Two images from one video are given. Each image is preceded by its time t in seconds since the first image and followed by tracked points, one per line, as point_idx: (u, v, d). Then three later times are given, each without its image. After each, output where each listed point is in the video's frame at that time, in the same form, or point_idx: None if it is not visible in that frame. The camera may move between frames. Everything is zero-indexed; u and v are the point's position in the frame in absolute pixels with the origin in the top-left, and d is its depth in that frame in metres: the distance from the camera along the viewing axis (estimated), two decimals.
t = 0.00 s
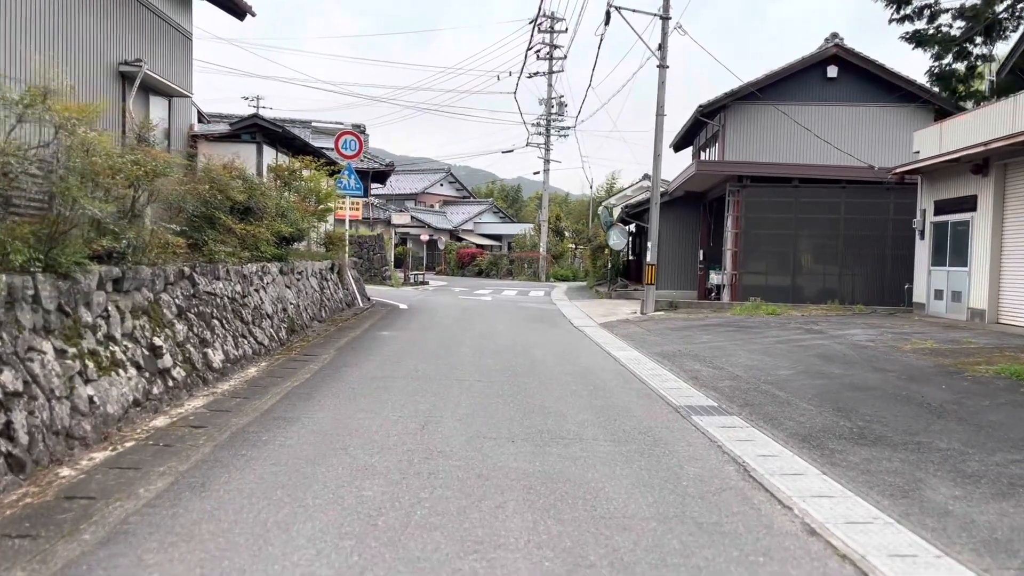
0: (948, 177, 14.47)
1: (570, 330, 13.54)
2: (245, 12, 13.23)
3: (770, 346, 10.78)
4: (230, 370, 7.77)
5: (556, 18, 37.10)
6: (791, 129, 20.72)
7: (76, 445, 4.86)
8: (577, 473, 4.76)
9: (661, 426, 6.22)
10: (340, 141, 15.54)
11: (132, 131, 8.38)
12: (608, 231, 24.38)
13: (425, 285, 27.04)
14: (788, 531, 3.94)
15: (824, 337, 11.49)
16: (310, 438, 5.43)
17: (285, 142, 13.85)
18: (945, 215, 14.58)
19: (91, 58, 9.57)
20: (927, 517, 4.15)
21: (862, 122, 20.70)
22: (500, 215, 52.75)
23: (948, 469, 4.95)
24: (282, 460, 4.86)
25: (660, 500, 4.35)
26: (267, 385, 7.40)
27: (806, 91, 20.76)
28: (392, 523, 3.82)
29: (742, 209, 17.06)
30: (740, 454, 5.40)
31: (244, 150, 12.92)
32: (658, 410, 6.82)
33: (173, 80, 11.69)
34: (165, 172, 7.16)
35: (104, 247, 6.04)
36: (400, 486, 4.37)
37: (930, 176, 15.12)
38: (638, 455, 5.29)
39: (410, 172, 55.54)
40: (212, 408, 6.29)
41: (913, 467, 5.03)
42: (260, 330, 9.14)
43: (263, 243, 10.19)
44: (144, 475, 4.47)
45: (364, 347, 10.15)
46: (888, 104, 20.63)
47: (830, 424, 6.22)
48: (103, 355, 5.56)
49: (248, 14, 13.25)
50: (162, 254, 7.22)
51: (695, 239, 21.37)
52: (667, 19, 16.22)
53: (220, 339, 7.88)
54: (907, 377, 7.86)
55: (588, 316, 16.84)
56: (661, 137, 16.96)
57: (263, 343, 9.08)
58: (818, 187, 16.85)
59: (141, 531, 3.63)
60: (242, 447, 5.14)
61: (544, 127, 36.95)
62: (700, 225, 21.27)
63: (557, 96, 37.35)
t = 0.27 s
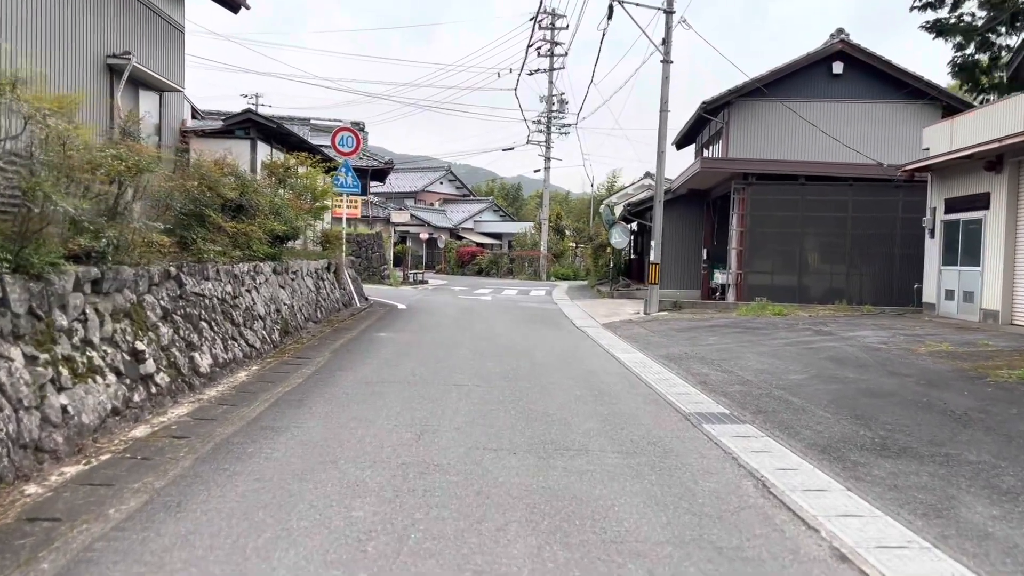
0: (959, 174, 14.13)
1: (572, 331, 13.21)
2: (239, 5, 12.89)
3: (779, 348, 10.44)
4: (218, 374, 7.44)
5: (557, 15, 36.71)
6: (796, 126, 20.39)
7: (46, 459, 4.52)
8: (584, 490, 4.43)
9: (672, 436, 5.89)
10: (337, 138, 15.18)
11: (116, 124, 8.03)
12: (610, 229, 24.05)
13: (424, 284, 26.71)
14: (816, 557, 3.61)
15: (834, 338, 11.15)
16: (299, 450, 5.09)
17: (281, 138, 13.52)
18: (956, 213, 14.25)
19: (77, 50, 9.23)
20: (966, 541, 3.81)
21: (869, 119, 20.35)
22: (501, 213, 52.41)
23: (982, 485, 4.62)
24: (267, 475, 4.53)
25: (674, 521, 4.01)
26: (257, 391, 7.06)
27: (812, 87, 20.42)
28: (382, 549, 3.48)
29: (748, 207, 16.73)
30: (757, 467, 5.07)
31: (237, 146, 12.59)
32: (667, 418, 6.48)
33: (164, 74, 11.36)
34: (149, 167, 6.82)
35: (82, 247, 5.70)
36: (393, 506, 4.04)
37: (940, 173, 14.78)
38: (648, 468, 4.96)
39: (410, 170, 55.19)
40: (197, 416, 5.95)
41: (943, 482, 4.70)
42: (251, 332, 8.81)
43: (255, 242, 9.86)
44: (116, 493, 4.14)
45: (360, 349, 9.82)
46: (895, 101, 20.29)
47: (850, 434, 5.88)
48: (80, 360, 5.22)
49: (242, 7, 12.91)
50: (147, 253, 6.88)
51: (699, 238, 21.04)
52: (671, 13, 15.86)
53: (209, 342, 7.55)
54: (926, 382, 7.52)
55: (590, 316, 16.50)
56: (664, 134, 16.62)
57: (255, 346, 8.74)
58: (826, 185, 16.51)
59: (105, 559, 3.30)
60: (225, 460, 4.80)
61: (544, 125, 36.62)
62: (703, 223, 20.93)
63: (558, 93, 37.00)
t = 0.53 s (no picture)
0: (971, 172, 13.80)
1: (575, 333, 12.88)
2: None
3: (790, 351, 10.11)
4: (206, 379, 7.11)
5: (558, 12, 36.36)
6: (801, 123, 20.08)
7: (11, 475, 4.18)
8: (592, 509, 4.10)
9: (684, 447, 5.55)
10: (334, 134, 14.84)
11: (99, 119, 7.69)
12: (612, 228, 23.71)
13: (424, 283, 26.39)
14: None
15: (846, 341, 10.82)
16: (287, 463, 4.76)
17: (276, 134, 13.18)
18: (967, 212, 13.91)
19: (60, 41, 8.88)
20: (1014, 568, 3.48)
21: (875, 117, 20.02)
22: (501, 212, 52.09)
23: (1021, 502, 4.28)
24: (251, 493, 4.18)
25: (693, 545, 3.68)
26: (246, 397, 6.72)
27: (818, 84, 20.08)
28: None
29: (754, 206, 16.40)
30: (775, 482, 4.74)
31: (230, 142, 12.25)
32: (677, 427, 6.14)
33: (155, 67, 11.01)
34: (131, 162, 6.48)
35: (57, 246, 5.37)
36: (387, 530, 3.69)
37: (952, 171, 14.44)
38: (660, 484, 4.62)
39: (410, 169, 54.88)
40: (180, 425, 5.61)
41: (979, 499, 4.36)
42: (242, 335, 8.48)
43: (247, 241, 9.53)
44: (84, 514, 3.79)
45: (356, 352, 9.48)
46: (902, 97, 19.95)
47: (872, 444, 5.55)
48: (53, 367, 4.88)
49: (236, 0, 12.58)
50: (131, 252, 6.55)
51: (703, 237, 20.70)
52: (676, 7, 15.52)
53: (196, 346, 7.21)
54: (947, 387, 7.20)
55: (593, 317, 16.16)
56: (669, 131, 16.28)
57: (246, 349, 8.41)
58: (833, 183, 16.18)
59: None
60: (205, 476, 4.46)
61: (545, 123, 36.29)
62: (707, 222, 20.60)
63: (559, 91, 36.68)
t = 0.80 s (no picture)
0: (981, 169, 13.47)
1: (576, 334, 12.56)
2: None
3: (798, 354, 9.78)
4: (190, 385, 6.77)
5: (558, 9, 36.05)
6: (805, 121, 19.77)
7: None
8: (598, 531, 3.77)
9: (695, 460, 5.21)
10: (329, 131, 14.49)
11: (78, 113, 7.35)
12: (613, 227, 23.37)
13: (422, 283, 26.07)
14: None
15: (855, 343, 10.49)
16: (269, 478, 4.43)
17: (269, 131, 12.85)
18: (978, 210, 13.59)
19: (41, 32, 8.54)
20: None
21: (881, 114, 19.69)
22: (500, 212, 51.78)
23: None
24: (228, 513, 3.86)
25: (709, 573, 3.35)
26: (231, 404, 6.39)
27: (822, 81, 19.75)
28: None
29: (758, 204, 16.08)
30: (793, 498, 4.41)
31: (221, 139, 11.93)
32: (686, 438, 5.81)
33: (143, 61, 10.68)
34: (109, 157, 6.16)
35: (26, 246, 5.03)
36: (373, 557, 3.36)
37: (961, 168, 14.11)
38: (670, 502, 4.29)
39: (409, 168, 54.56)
40: (158, 436, 5.27)
41: (1016, 518, 4.03)
42: (230, 338, 8.15)
43: (236, 240, 9.19)
44: (42, 539, 3.46)
45: (350, 355, 9.15)
46: (907, 94, 19.61)
47: (894, 456, 5.22)
48: (19, 375, 4.54)
49: None
50: (111, 251, 6.22)
51: (706, 237, 20.37)
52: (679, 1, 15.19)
53: (180, 350, 6.88)
54: (967, 393, 6.87)
55: (594, 318, 15.83)
56: (671, 127, 15.95)
57: (234, 352, 8.07)
58: (839, 181, 15.85)
59: None
60: (179, 494, 4.13)
61: (545, 121, 35.97)
62: (709, 221, 20.28)
63: (559, 89, 36.37)
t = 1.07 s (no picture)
0: (990, 168, 13.16)
1: (575, 338, 12.23)
2: None
3: (806, 359, 9.46)
4: (169, 395, 6.42)
5: (556, 8, 35.74)
6: (807, 120, 19.47)
7: None
8: (603, 562, 3.44)
9: (704, 477, 4.88)
10: (322, 130, 14.14)
11: (55, 108, 7.02)
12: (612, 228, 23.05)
13: (419, 284, 25.75)
14: None
15: (864, 347, 10.17)
16: (247, 500, 4.09)
17: (260, 129, 12.52)
18: (987, 210, 13.27)
19: (19, 24, 8.20)
20: None
21: (884, 113, 19.38)
22: (498, 212, 51.46)
23: None
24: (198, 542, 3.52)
25: None
26: (213, 415, 6.04)
27: (824, 79, 19.44)
28: None
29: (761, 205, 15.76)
30: (812, 521, 4.09)
31: (209, 137, 11.61)
32: (693, 451, 5.47)
33: (128, 56, 10.35)
34: (83, 154, 5.82)
35: None
36: None
37: (969, 168, 13.80)
38: (680, 526, 3.95)
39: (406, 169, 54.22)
40: (131, 452, 4.92)
41: None
42: (216, 344, 7.80)
43: (223, 242, 8.85)
44: None
45: (341, 361, 8.82)
46: (911, 93, 19.30)
47: (917, 472, 4.89)
48: None
49: None
50: (86, 253, 5.88)
51: (707, 237, 20.05)
52: None
53: (160, 357, 6.53)
54: (987, 402, 6.54)
55: (594, 320, 15.50)
56: (673, 126, 15.62)
57: (219, 359, 7.73)
58: (843, 181, 15.53)
59: None
60: (146, 520, 3.78)
61: (544, 121, 35.69)
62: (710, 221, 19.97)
63: (557, 88, 36.08)
